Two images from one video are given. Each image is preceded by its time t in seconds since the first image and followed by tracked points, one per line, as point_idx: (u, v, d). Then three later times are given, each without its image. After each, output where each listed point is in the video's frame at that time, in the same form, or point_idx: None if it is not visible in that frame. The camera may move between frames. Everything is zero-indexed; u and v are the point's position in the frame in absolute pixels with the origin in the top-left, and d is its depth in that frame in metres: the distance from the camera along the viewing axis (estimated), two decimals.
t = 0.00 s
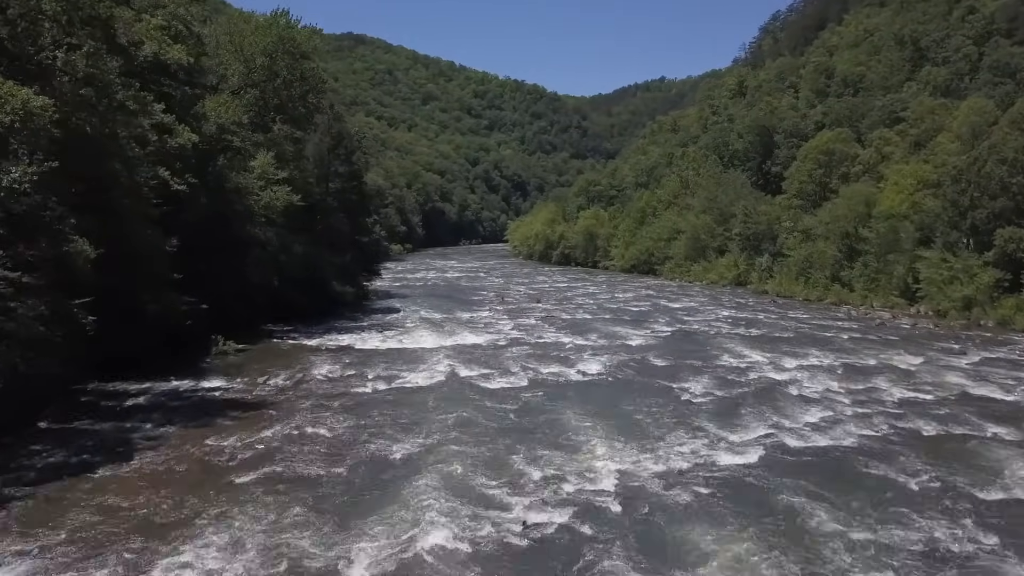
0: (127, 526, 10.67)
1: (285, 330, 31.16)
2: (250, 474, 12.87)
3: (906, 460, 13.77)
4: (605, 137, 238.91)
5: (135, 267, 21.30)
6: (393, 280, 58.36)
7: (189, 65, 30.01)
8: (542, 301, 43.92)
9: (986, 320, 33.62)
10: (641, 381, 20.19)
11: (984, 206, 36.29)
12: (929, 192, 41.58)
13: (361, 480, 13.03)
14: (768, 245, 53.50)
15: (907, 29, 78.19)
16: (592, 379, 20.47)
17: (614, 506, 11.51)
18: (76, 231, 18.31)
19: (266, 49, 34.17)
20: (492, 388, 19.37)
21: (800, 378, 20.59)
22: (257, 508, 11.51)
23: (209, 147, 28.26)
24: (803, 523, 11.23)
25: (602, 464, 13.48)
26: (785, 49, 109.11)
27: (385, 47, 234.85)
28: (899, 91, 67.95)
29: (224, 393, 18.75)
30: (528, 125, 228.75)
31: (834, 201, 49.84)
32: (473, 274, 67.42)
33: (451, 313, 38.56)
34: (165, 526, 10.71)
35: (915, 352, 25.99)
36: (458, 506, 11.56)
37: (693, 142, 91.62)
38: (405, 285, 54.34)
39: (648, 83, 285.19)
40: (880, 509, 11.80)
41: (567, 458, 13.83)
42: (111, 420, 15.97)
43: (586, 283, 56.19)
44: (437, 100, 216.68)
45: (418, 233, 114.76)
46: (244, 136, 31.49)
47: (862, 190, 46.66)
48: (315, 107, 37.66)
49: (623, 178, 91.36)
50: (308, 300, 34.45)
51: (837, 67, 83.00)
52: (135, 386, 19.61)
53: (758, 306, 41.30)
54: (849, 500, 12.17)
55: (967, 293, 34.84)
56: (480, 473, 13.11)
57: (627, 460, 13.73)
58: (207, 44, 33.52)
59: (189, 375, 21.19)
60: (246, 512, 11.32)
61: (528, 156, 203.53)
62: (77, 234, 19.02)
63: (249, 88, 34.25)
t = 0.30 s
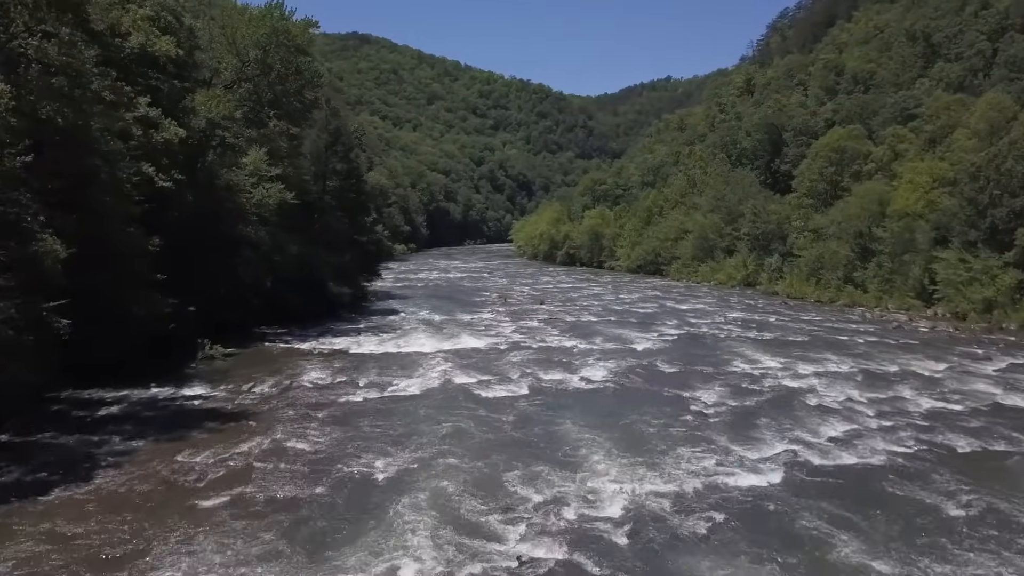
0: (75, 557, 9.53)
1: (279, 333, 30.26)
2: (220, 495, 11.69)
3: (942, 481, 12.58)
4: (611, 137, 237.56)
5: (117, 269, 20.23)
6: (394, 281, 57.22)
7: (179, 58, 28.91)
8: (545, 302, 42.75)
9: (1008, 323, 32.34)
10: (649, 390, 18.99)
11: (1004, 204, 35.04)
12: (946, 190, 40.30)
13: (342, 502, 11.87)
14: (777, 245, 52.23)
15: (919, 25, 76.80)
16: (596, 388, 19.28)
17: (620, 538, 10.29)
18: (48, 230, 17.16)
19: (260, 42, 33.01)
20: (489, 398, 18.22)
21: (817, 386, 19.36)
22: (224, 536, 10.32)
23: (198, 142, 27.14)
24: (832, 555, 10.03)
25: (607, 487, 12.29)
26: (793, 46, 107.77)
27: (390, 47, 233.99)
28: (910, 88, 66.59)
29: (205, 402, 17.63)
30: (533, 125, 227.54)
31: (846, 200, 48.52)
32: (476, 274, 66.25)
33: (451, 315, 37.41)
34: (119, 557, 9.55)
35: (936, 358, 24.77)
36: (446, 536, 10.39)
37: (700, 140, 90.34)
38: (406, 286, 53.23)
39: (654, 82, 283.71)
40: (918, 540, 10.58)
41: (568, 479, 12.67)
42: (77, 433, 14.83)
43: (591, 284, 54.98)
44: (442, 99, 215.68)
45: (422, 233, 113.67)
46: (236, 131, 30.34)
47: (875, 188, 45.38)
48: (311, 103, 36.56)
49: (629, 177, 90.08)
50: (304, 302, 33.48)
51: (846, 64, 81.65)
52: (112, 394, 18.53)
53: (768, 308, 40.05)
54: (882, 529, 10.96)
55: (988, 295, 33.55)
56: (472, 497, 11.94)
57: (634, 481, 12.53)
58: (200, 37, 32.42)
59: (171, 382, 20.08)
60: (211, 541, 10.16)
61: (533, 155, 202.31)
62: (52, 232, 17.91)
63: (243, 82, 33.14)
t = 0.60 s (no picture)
0: None
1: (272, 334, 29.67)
2: (185, 519, 10.68)
3: (976, 503, 11.52)
4: (614, 136, 236.36)
5: (99, 269, 19.35)
6: (393, 281, 56.24)
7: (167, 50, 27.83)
8: (546, 303, 41.70)
9: None
10: (655, 399, 17.95)
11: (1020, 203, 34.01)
12: (959, 189, 39.21)
13: (319, 526, 10.82)
14: (783, 245, 51.11)
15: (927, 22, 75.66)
16: (598, 396, 18.24)
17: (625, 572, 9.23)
18: (16, 228, 16.14)
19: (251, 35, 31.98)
20: (485, 408, 17.21)
21: (831, 395, 18.27)
22: (184, 568, 9.29)
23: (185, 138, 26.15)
24: None
25: (608, 511, 11.19)
26: (798, 45, 106.62)
27: (392, 46, 233.06)
28: (919, 86, 65.45)
29: (181, 412, 16.61)
30: (536, 125, 226.45)
31: (854, 199, 47.41)
32: (477, 275, 65.16)
33: (449, 317, 36.35)
34: None
35: (954, 363, 23.68)
36: (430, 570, 9.32)
37: (704, 140, 89.23)
38: (404, 287, 52.24)
39: (657, 82, 282.43)
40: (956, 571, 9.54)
41: (568, 501, 11.63)
42: (38, 446, 13.79)
43: (593, 285, 53.93)
44: (444, 99, 214.71)
45: (423, 233, 112.56)
46: (225, 127, 29.33)
47: (884, 187, 44.28)
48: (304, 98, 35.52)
49: (632, 177, 88.94)
50: (300, 303, 32.79)
51: (853, 62, 80.51)
52: (84, 402, 17.52)
53: (775, 310, 38.98)
54: (915, 558, 9.90)
55: (1004, 296, 32.43)
56: (461, 522, 10.90)
57: (638, 505, 11.40)
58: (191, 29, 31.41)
59: (149, 389, 19.07)
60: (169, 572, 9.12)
61: (536, 155, 201.22)
62: (24, 231, 16.95)
63: (234, 77, 32.17)
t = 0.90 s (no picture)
0: None
1: (258, 337, 28.78)
2: (139, 548, 9.64)
3: (1009, 527, 10.54)
4: (613, 136, 235.27)
5: (72, 268, 18.36)
6: (389, 282, 55.24)
7: (150, 43, 26.78)
8: (544, 304, 40.68)
9: None
10: (657, 408, 16.93)
11: None
12: (967, 187, 38.22)
13: (287, 555, 9.78)
14: (786, 245, 50.10)
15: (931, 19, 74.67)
16: (597, 405, 17.22)
17: None
18: None
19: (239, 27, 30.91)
20: (477, 417, 16.23)
21: (843, 404, 17.26)
22: None
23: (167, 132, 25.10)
24: None
25: (608, 541, 10.22)
26: (799, 43, 105.59)
27: (391, 45, 231.96)
28: (923, 83, 64.45)
29: (153, 422, 15.59)
30: (535, 124, 225.39)
31: (859, 198, 46.42)
32: (474, 275, 64.10)
33: (443, 318, 35.34)
34: None
35: (968, 369, 22.67)
36: None
37: (704, 138, 88.20)
38: (399, 287, 51.23)
39: (656, 82, 281.37)
40: None
41: (564, 528, 10.66)
42: None
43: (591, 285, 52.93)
44: (443, 98, 213.63)
45: (421, 233, 111.46)
46: (210, 121, 28.26)
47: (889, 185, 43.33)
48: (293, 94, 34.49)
49: (631, 176, 87.87)
50: (288, 304, 31.87)
51: (855, 59, 79.50)
52: (51, 410, 16.49)
53: (778, 311, 37.99)
54: None
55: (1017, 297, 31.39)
56: (447, 553, 9.91)
57: (642, 533, 10.44)
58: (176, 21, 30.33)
59: (122, 396, 18.07)
60: None
61: (535, 155, 200.16)
62: None
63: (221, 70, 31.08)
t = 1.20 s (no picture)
0: None
1: (244, 339, 27.80)
2: None
3: None
4: (613, 135, 234.18)
5: (42, 270, 17.31)
6: (385, 282, 54.25)
7: (130, 33, 25.71)
8: (541, 306, 39.67)
9: None
10: (659, 418, 15.92)
11: None
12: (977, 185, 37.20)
13: None
14: (789, 244, 49.09)
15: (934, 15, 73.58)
16: (596, 415, 16.20)
17: None
18: None
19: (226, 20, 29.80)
20: (468, 429, 15.24)
21: (857, 413, 16.22)
22: None
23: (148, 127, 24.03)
24: None
25: None
26: (799, 41, 104.52)
27: (389, 44, 230.93)
28: (927, 80, 63.40)
29: (119, 433, 14.58)
30: (534, 124, 224.33)
31: (864, 197, 45.40)
32: (471, 275, 63.04)
33: (438, 320, 34.33)
34: None
35: (985, 375, 21.64)
36: None
37: (705, 137, 87.17)
38: (395, 288, 50.21)
39: (656, 81, 280.38)
40: None
41: (557, 563, 9.62)
42: None
43: (591, 285, 51.94)
44: (441, 97, 212.56)
45: (419, 233, 110.46)
46: (196, 117, 27.17)
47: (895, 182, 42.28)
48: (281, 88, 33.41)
49: (631, 174, 86.84)
50: (276, 305, 30.88)
51: (858, 57, 78.49)
52: (13, 420, 15.45)
53: (782, 313, 37.00)
54: None
55: None
56: None
57: (647, 569, 9.38)
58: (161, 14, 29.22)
59: (93, 404, 17.04)
60: None
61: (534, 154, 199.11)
62: None
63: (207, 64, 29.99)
